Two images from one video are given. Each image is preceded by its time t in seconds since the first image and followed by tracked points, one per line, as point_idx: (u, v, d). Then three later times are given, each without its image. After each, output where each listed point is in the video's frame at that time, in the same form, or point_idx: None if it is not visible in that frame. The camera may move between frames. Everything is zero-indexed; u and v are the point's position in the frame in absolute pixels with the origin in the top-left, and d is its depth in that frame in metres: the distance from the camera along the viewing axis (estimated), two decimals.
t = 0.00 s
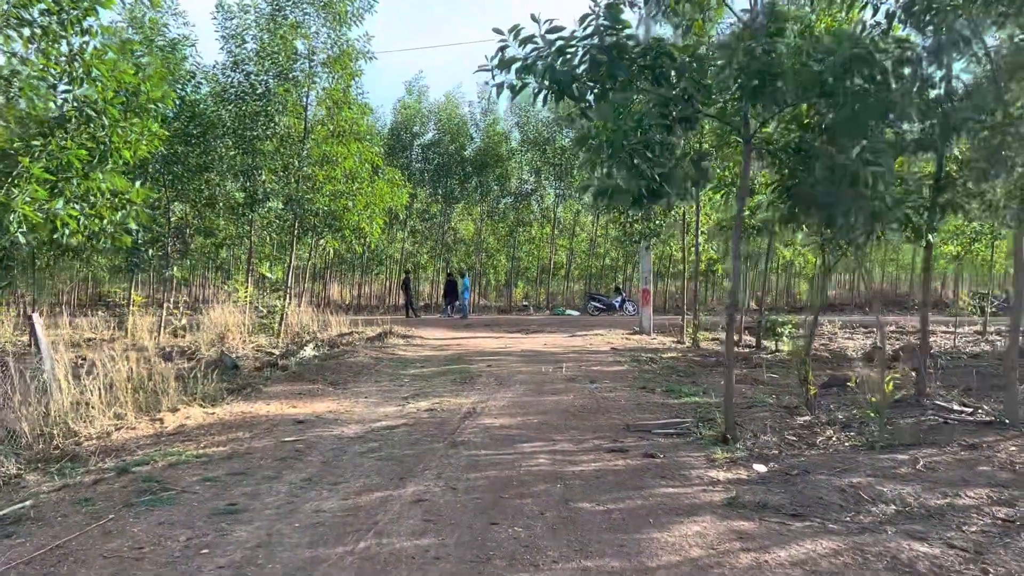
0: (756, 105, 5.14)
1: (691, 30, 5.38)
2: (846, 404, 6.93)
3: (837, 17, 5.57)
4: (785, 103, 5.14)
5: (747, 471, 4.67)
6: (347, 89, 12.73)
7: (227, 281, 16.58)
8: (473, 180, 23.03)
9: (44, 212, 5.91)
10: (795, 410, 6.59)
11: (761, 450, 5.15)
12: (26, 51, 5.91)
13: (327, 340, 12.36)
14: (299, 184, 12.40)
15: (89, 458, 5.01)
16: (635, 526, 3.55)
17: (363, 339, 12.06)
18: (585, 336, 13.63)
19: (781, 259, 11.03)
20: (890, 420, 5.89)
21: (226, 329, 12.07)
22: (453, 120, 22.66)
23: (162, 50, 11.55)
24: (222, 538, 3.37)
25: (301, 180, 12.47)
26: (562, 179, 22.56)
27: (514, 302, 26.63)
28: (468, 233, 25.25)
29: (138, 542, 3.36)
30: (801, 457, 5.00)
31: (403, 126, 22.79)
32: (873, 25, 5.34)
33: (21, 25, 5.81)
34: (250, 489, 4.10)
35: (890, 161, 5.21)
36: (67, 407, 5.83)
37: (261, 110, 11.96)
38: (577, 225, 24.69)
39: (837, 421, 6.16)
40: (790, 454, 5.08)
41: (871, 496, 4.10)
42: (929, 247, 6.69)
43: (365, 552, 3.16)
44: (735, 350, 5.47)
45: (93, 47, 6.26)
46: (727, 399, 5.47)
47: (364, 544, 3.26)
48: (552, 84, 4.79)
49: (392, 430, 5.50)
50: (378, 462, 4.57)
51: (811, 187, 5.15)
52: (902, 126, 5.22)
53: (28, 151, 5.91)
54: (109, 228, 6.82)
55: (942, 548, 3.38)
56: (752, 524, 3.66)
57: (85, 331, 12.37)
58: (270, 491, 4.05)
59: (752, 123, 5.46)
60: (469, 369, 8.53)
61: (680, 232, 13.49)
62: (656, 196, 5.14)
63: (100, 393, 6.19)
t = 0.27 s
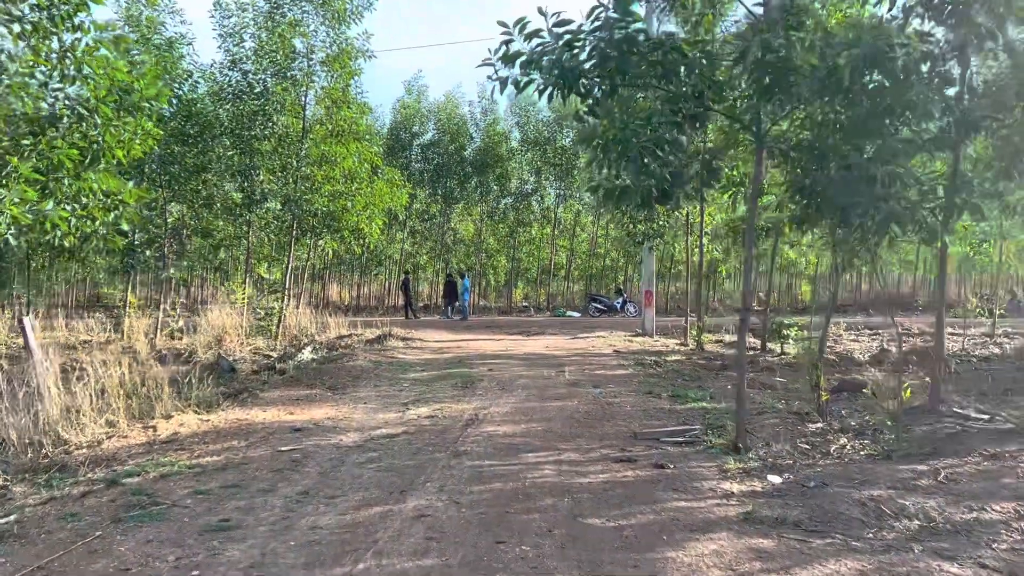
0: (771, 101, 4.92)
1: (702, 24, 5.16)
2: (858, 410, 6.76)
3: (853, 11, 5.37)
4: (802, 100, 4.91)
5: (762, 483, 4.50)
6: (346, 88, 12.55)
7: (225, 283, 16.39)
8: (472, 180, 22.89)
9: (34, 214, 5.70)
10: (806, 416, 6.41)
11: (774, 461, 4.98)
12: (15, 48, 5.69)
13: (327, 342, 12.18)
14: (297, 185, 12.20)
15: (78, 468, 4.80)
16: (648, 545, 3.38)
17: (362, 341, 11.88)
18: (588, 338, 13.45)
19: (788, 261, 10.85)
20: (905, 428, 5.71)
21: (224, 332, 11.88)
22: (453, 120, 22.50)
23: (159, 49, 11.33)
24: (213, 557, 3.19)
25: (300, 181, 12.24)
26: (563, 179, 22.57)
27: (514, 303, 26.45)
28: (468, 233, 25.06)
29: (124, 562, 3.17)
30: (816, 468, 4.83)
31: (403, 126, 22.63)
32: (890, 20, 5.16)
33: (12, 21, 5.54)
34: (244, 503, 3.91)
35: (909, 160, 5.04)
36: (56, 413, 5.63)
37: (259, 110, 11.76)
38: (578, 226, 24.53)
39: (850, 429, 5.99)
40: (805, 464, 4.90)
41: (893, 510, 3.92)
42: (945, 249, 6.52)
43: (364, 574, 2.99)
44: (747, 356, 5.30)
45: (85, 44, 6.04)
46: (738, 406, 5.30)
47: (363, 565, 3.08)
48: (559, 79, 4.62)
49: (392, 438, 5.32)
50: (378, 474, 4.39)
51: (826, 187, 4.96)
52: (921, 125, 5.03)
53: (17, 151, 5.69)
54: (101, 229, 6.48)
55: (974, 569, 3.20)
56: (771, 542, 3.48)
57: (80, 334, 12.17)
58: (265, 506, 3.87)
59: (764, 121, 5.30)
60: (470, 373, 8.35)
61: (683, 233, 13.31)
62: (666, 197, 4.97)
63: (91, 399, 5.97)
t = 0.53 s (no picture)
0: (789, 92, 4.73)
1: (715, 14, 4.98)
2: (873, 414, 6.57)
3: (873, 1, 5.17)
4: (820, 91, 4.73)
5: (779, 491, 4.32)
6: (347, 85, 12.36)
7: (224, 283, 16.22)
8: (474, 179, 22.73)
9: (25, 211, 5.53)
10: (820, 421, 6.23)
11: (791, 468, 4.80)
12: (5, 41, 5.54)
13: (327, 343, 12.00)
14: (297, 184, 11.99)
15: (68, 476, 4.63)
16: (666, 560, 3.20)
17: (363, 342, 11.70)
18: (592, 338, 13.27)
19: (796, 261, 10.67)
20: (925, 433, 5.53)
21: (223, 332, 11.71)
22: (455, 119, 22.34)
23: (157, 46, 11.12)
24: (206, 574, 3.01)
25: (300, 180, 11.99)
26: (566, 179, 22.48)
27: (516, 303, 26.26)
28: (470, 233, 24.88)
29: None
30: (835, 475, 4.65)
31: (404, 125, 22.47)
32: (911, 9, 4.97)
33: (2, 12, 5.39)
34: (239, 515, 3.73)
35: (930, 155, 4.87)
36: (49, 417, 5.47)
37: (258, 107, 11.56)
38: (580, 226, 24.36)
39: (867, 433, 5.81)
40: (823, 472, 4.72)
41: (920, 521, 3.74)
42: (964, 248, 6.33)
43: None
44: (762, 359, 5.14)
45: (77, 37, 5.89)
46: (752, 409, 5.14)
47: None
48: (569, 70, 4.45)
49: (394, 444, 5.15)
50: (380, 482, 4.21)
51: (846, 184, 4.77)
52: (944, 119, 4.85)
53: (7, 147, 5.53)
54: (95, 229, 6.29)
55: None
56: (795, 556, 3.30)
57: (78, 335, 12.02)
58: (263, 516, 3.70)
59: (778, 115, 5.15)
60: (474, 375, 8.18)
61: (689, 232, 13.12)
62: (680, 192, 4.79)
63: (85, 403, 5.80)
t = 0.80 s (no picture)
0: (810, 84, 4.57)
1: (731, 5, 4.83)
2: (891, 417, 6.38)
3: None
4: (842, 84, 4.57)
5: (801, 500, 4.14)
6: (348, 81, 12.18)
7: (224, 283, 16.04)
8: (477, 178, 22.57)
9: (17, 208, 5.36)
10: (837, 424, 6.05)
11: (811, 474, 4.62)
12: None
13: (329, 343, 11.83)
14: (298, 181, 11.87)
15: (60, 483, 4.47)
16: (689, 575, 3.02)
17: (365, 342, 11.52)
18: (597, 338, 13.08)
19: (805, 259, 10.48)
20: (947, 437, 5.34)
21: (223, 333, 11.54)
22: (457, 117, 22.18)
23: (156, 41, 10.93)
24: None
25: (300, 177, 11.92)
26: (569, 177, 22.47)
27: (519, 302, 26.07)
28: (472, 232, 24.69)
29: None
30: (858, 482, 4.47)
31: (405, 123, 22.31)
32: None
33: None
34: (238, 525, 3.55)
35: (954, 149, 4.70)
36: (41, 421, 5.30)
37: (258, 104, 11.38)
38: (583, 224, 24.19)
39: (887, 437, 5.62)
40: (845, 478, 4.55)
41: (952, 533, 3.56)
42: (984, 245, 6.14)
43: None
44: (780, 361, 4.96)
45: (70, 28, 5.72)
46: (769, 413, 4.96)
47: None
48: (582, 61, 4.29)
49: (399, 449, 4.97)
50: (384, 490, 4.03)
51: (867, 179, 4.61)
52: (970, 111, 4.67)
53: None
54: (88, 226, 6.05)
55: None
56: (824, 571, 3.12)
57: (76, 336, 11.86)
58: (262, 528, 3.52)
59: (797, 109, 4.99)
60: (479, 377, 8.01)
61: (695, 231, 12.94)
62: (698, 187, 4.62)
63: (80, 407, 5.65)
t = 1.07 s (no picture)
0: (826, 80, 4.43)
1: None
2: (905, 422, 6.22)
3: None
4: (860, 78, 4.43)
5: (819, 512, 3.98)
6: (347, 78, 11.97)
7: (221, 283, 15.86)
8: (477, 177, 22.41)
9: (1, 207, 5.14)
10: (849, 431, 5.89)
11: (826, 484, 4.46)
12: None
13: (327, 344, 11.64)
14: (296, 180, 11.71)
15: (46, 494, 4.29)
16: None
17: (364, 344, 11.35)
18: (599, 339, 12.90)
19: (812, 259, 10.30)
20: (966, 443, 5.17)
21: (220, 334, 11.36)
22: (457, 115, 22.04)
23: (150, 38, 10.71)
24: None
25: (298, 176, 11.76)
26: (569, 176, 22.38)
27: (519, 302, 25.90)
28: (472, 231, 24.50)
29: None
30: (877, 493, 4.30)
31: (405, 121, 22.13)
32: None
33: None
34: (229, 542, 3.38)
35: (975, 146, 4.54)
36: (29, 428, 5.12)
37: (255, 102, 11.19)
38: (584, 224, 24.03)
39: (902, 443, 5.45)
40: (863, 489, 4.38)
41: (981, 549, 3.39)
42: (1001, 246, 5.97)
43: None
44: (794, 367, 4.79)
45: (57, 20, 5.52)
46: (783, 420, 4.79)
47: None
48: (591, 54, 4.09)
49: (398, 457, 4.79)
50: (385, 503, 3.86)
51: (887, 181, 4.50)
52: (992, 106, 4.51)
53: None
54: (79, 225, 5.86)
55: None
56: None
57: (71, 337, 11.69)
58: (255, 544, 3.35)
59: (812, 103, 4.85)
60: (480, 380, 7.84)
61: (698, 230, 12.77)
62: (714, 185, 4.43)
63: (69, 412, 5.47)
